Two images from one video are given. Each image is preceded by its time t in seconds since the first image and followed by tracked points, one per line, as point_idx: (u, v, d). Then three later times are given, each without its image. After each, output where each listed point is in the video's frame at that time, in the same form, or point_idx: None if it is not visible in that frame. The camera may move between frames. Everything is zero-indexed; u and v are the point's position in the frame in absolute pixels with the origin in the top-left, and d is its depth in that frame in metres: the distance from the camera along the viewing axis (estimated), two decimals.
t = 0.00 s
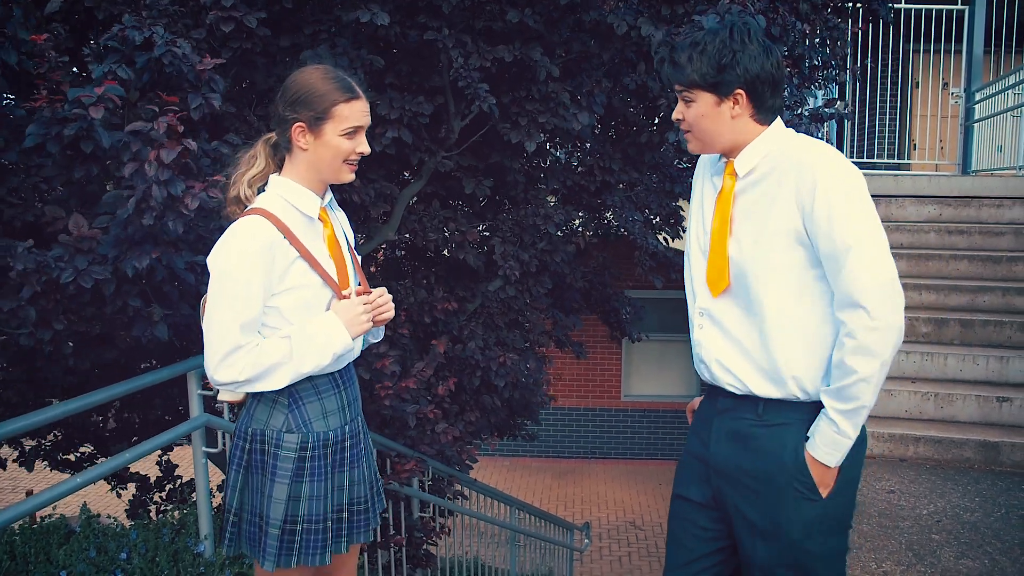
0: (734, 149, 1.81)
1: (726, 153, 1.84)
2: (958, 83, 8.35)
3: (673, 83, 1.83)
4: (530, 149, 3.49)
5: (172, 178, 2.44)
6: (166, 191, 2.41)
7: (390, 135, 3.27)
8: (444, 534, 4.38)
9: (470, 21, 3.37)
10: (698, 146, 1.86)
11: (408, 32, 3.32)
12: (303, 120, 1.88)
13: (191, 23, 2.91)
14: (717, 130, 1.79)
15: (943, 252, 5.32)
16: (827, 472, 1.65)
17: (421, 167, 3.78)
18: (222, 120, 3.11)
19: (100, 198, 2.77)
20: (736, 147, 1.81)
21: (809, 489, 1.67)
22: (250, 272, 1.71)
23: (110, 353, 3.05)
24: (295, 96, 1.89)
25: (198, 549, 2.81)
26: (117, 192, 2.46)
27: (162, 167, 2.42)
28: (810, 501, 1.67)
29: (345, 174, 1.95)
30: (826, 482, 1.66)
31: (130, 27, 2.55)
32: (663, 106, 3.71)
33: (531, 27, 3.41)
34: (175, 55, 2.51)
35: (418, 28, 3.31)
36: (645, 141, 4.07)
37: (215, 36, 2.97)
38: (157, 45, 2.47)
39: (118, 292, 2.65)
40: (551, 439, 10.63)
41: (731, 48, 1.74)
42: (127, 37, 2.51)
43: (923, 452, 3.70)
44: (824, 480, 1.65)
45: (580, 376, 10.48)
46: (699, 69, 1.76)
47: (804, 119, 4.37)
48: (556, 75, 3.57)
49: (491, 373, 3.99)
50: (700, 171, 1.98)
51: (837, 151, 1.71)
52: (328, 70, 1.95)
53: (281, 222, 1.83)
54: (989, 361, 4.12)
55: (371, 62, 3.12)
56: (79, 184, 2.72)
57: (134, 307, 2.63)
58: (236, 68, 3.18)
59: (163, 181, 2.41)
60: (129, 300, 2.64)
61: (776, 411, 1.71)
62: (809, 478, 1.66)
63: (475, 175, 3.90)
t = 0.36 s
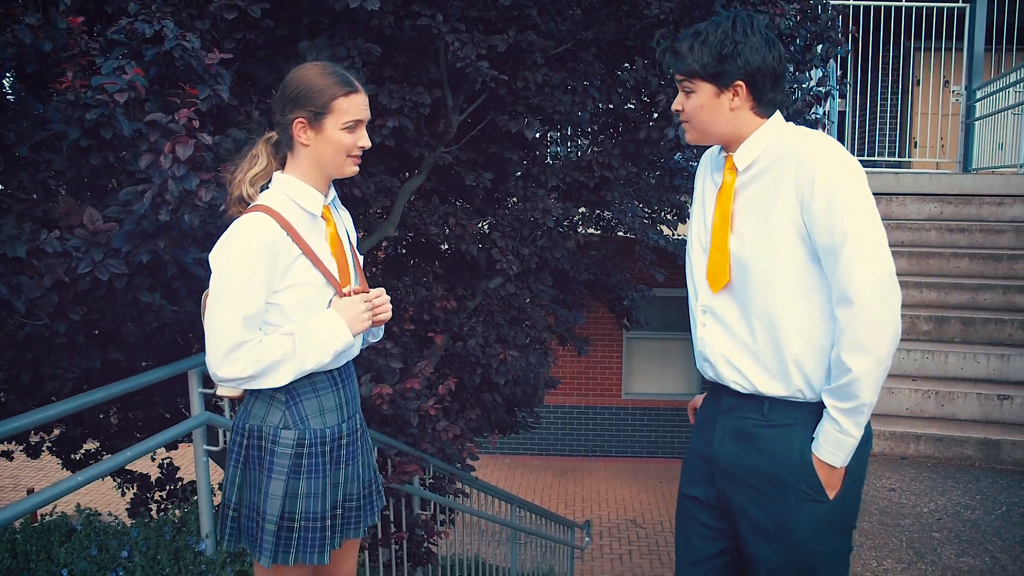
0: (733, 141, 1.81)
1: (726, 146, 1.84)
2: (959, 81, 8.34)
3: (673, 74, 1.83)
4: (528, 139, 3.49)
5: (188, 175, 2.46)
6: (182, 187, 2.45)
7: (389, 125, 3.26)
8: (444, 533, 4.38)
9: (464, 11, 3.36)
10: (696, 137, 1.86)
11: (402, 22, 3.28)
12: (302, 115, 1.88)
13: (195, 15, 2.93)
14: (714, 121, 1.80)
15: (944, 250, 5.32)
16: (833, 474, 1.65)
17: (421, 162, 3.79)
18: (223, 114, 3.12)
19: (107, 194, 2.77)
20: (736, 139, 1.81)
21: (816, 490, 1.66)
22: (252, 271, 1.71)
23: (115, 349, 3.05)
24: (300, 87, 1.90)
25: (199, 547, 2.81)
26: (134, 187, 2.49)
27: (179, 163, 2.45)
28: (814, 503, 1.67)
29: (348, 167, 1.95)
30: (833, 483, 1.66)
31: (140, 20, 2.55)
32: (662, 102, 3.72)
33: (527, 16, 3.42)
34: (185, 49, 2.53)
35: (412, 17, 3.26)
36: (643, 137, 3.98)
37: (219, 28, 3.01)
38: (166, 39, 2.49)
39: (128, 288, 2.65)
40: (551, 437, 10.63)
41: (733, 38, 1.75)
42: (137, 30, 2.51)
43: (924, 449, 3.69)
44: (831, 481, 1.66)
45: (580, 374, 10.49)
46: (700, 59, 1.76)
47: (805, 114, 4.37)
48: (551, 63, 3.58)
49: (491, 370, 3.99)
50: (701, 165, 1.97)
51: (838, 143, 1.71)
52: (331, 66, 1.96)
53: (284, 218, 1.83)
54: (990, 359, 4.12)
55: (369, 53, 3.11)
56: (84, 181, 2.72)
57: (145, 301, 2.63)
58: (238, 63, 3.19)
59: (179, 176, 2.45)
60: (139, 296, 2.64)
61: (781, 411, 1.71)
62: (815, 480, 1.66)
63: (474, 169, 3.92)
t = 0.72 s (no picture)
0: (748, 130, 1.76)
1: (742, 136, 1.79)
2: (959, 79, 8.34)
3: (689, 60, 1.79)
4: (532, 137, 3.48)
5: (200, 171, 2.46)
6: (195, 184, 2.43)
7: (394, 122, 3.25)
8: (445, 531, 4.38)
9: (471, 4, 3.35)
10: (711, 127, 1.82)
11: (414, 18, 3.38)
12: (305, 113, 1.88)
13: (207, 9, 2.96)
14: (730, 109, 1.75)
15: (945, 247, 5.31)
16: (854, 487, 1.56)
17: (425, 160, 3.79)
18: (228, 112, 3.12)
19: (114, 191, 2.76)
20: (751, 128, 1.76)
21: (836, 505, 1.59)
22: (255, 269, 1.71)
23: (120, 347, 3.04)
24: (304, 84, 1.90)
25: (199, 546, 2.81)
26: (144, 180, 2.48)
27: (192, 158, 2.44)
28: (834, 516, 1.59)
29: (354, 164, 1.94)
30: (852, 497, 1.58)
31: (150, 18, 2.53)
32: (660, 91, 3.69)
33: (533, 11, 3.41)
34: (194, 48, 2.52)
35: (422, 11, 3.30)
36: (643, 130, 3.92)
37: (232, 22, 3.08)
38: (176, 38, 2.48)
39: (133, 288, 2.64)
40: (552, 435, 10.64)
41: (751, 22, 1.70)
42: (147, 27, 2.49)
43: (925, 447, 3.68)
44: (849, 495, 1.57)
45: (581, 372, 10.49)
46: (716, 43, 1.72)
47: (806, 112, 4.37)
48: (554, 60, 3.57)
49: (493, 368, 3.98)
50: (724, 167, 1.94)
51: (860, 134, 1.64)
52: (333, 64, 1.95)
53: (288, 218, 1.83)
54: (990, 357, 4.12)
55: (376, 45, 3.13)
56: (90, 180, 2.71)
57: (149, 302, 2.62)
58: (245, 58, 3.20)
59: (191, 172, 2.44)
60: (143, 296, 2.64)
61: (799, 420, 1.64)
62: (834, 494, 1.58)
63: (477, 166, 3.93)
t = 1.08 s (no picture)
0: (766, 115, 1.75)
1: (761, 125, 1.79)
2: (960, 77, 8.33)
3: (701, 46, 1.79)
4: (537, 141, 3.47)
5: (212, 201, 2.47)
6: (203, 213, 2.44)
7: (399, 124, 3.25)
8: (444, 528, 4.38)
9: (482, 9, 3.35)
10: (730, 117, 1.81)
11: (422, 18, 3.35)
12: (303, 105, 1.88)
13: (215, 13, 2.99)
14: (745, 94, 1.74)
15: (945, 245, 5.30)
16: (849, 502, 1.54)
17: (427, 159, 3.79)
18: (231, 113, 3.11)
19: (116, 192, 2.75)
20: (769, 116, 1.75)
21: (831, 518, 1.57)
22: (254, 268, 1.70)
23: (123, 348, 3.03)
24: (304, 77, 1.89)
25: (199, 543, 2.82)
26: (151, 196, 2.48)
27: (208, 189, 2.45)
28: (829, 530, 1.57)
29: (353, 157, 1.92)
30: (848, 513, 1.55)
31: (171, 19, 2.55)
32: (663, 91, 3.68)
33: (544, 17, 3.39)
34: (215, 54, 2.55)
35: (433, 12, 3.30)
36: (644, 130, 3.91)
37: (237, 27, 3.05)
38: (198, 41, 2.50)
39: (134, 288, 2.64)
40: (551, 433, 10.64)
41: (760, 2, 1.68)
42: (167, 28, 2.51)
43: (925, 445, 3.68)
44: (845, 510, 1.55)
45: (581, 370, 10.49)
46: (723, 27, 1.71)
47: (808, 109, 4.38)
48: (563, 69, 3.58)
49: (493, 367, 3.98)
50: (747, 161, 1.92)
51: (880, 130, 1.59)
52: (334, 59, 1.95)
53: (288, 215, 1.82)
54: (990, 355, 4.11)
55: (387, 48, 3.14)
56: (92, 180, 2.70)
57: (148, 304, 2.61)
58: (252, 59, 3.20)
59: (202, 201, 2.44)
60: (143, 298, 2.63)
61: (800, 428, 1.63)
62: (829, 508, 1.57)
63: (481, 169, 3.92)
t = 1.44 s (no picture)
0: (766, 109, 1.74)
1: (761, 120, 1.77)
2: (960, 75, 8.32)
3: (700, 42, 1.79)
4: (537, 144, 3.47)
5: (204, 197, 2.45)
6: (196, 209, 2.42)
7: (401, 127, 3.25)
8: (444, 526, 4.38)
9: (485, 12, 3.36)
10: (730, 114, 1.80)
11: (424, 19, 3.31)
12: (313, 101, 1.86)
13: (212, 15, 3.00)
14: (742, 87, 1.73)
15: (945, 242, 5.30)
16: (835, 507, 1.54)
17: (428, 160, 3.78)
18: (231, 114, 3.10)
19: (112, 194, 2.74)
20: (766, 111, 1.74)
21: (817, 523, 1.57)
22: (250, 266, 1.69)
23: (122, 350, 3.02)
24: (315, 75, 1.88)
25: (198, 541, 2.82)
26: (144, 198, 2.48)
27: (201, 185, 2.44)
28: (816, 534, 1.57)
29: (353, 160, 1.93)
30: (833, 518, 1.55)
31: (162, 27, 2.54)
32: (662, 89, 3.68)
33: (548, 23, 3.38)
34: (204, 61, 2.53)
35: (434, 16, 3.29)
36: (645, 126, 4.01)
37: (236, 28, 3.01)
38: (185, 49, 2.48)
39: (130, 290, 2.62)
40: (550, 431, 10.64)
41: None
42: (155, 37, 2.50)
43: (924, 443, 3.67)
44: (831, 516, 1.55)
45: (581, 368, 10.49)
46: (718, 20, 1.70)
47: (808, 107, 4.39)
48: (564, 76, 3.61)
49: (492, 366, 3.98)
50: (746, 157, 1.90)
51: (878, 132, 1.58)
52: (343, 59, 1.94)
53: (286, 214, 1.81)
54: (990, 353, 4.11)
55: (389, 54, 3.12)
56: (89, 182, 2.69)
57: (143, 306, 2.61)
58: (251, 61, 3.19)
59: (195, 197, 2.43)
60: (139, 300, 2.61)
61: (790, 430, 1.63)
62: (816, 513, 1.56)
63: (481, 170, 3.91)
